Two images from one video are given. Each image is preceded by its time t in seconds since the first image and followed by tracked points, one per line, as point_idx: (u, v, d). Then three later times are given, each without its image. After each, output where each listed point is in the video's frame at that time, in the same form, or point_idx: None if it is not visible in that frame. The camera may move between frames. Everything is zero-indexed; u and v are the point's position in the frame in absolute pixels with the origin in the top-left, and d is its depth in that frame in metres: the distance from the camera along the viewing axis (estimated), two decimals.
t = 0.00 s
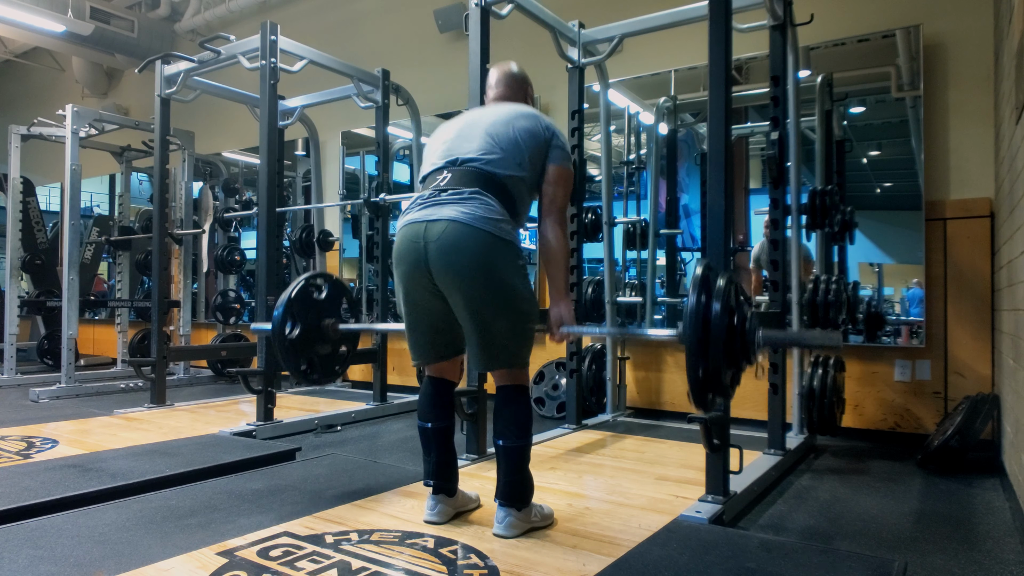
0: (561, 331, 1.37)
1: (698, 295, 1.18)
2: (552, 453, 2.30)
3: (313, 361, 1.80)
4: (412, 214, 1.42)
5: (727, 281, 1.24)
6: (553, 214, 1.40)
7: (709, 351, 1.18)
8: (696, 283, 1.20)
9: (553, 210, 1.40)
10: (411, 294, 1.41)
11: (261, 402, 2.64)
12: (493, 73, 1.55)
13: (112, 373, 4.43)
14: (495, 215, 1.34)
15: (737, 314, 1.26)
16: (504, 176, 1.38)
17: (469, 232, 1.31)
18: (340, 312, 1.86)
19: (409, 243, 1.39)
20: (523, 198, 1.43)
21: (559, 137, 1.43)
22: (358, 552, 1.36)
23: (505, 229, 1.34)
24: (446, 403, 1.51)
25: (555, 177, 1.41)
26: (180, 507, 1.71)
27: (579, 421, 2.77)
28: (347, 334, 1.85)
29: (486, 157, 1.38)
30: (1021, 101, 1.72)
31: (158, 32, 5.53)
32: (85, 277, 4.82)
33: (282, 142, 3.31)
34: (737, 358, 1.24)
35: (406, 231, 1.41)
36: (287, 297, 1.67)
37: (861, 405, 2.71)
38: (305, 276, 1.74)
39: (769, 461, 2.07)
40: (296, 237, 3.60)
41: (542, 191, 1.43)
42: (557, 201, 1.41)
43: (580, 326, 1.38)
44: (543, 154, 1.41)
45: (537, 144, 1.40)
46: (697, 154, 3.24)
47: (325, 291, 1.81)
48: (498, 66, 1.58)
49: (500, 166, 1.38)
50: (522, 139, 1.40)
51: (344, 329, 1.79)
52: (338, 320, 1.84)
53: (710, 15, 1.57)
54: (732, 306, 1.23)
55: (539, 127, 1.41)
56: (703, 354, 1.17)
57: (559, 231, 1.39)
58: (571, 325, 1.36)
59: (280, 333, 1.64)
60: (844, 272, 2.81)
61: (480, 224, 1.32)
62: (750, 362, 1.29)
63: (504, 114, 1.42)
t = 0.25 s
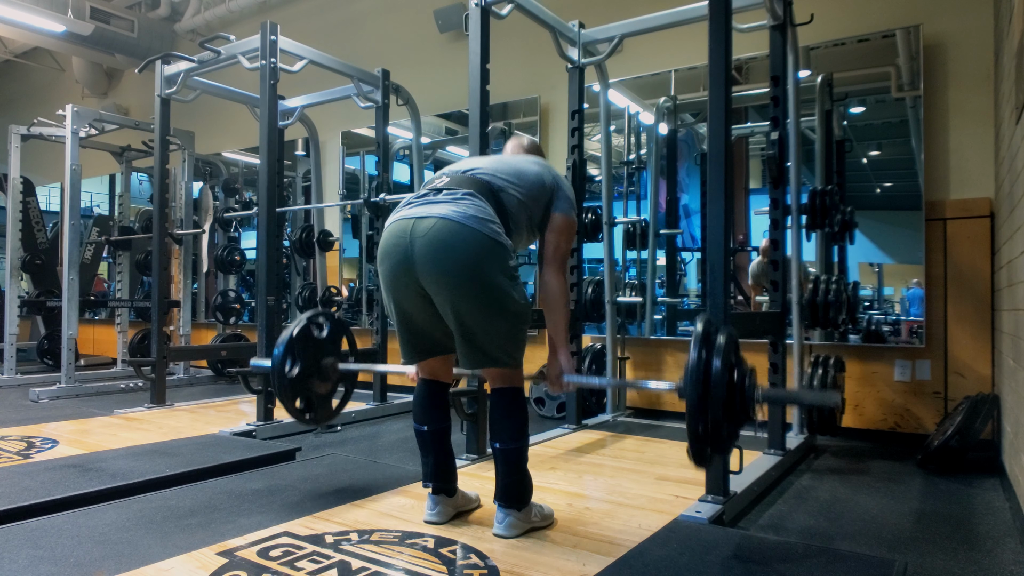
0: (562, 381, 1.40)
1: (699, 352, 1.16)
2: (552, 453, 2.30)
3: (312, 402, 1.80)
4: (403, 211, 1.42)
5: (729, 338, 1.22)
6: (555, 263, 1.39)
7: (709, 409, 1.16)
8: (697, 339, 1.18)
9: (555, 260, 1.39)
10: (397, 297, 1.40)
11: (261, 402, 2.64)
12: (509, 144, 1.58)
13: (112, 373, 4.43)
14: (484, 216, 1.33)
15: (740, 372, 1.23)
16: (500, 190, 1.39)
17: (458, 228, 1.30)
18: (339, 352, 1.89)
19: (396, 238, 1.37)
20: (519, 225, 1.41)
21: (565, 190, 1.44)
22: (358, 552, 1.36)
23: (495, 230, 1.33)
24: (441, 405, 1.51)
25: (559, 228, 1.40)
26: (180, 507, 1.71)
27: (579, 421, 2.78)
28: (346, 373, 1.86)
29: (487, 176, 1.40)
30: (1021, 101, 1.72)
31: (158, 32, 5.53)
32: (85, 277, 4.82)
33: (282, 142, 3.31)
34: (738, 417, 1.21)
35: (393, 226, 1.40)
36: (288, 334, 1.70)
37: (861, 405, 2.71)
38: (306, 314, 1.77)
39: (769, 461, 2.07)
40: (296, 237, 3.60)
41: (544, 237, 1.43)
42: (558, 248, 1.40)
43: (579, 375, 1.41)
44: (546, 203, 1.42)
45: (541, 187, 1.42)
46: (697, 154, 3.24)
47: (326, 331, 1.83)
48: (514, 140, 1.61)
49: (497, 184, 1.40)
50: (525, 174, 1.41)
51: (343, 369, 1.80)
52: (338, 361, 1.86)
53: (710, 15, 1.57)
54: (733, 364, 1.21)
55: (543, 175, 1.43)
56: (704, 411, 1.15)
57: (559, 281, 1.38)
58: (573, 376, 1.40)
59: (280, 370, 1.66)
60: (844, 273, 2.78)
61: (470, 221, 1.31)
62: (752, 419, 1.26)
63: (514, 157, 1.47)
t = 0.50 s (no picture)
0: (561, 449, 1.36)
1: (699, 431, 1.21)
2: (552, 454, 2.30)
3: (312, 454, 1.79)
4: (403, 222, 1.42)
5: (731, 414, 1.26)
6: (553, 326, 1.38)
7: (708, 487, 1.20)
8: (697, 417, 1.23)
9: (554, 324, 1.39)
10: (394, 310, 1.39)
11: (261, 402, 2.64)
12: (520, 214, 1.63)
13: (112, 373, 4.43)
14: (482, 228, 1.33)
15: (741, 450, 1.27)
16: (501, 214, 1.41)
17: (456, 239, 1.29)
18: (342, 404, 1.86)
19: (390, 248, 1.37)
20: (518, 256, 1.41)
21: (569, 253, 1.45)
22: (358, 552, 1.36)
23: (494, 241, 1.31)
24: (440, 404, 1.50)
25: (559, 290, 1.41)
26: (180, 507, 1.71)
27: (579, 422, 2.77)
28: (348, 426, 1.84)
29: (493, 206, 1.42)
30: (1020, 100, 1.72)
31: (158, 32, 5.53)
32: (85, 277, 4.82)
33: (282, 142, 3.31)
34: (736, 491, 1.27)
35: (388, 234, 1.39)
36: (289, 389, 1.70)
37: (861, 405, 2.71)
38: (307, 368, 1.76)
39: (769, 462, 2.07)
40: (296, 237, 3.60)
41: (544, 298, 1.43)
42: (558, 311, 1.40)
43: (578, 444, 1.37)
44: (551, 253, 1.44)
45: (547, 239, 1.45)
46: (697, 154, 3.24)
47: (326, 384, 1.81)
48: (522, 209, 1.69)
49: (500, 212, 1.41)
50: (530, 222, 1.45)
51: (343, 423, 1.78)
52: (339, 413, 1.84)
53: (710, 15, 1.57)
54: (733, 441, 1.25)
55: (546, 230, 1.46)
56: (703, 488, 1.20)
57: (558, 347, 1.38)
58: (572, 444, 1.35)
59: (279, 424, 1.66)
60: (844, 273, 2.77)
61: (468, 232, 1.30)
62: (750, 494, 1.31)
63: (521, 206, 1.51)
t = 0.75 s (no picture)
0: (561, 453, 1.36)
1: (700, 436, 1.19)
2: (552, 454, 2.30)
3: (311, 461, 1.80)
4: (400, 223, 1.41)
5: (732, 418, 1.24)
6: (553, 332, 1.39)
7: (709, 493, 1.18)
8: (698, 422, 1.21)
9: (554, 330, 1.40)
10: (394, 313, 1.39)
11: (261, 402, 2.64)
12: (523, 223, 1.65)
13: (112, 373, 4.43)
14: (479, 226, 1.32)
15: (742, 455, 1.25)
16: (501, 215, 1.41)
17: (456, 240, 1.29)
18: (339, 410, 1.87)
19: (390, 250, 1.36)
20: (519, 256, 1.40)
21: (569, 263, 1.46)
22: (358, 552, 1.36)
23: (494, 241, 1.31)
24: (442, 404, 1.50)
25: (560, 297, 1.42)
26: (180, 507, 1.71)
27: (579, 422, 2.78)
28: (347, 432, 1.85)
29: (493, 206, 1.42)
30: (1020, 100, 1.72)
31: (158, 32, 5.53)
32: (85, 277, 4.82)
33: (282, 142, 3.31)
34: (738, 498, 1.25)
35: (388, 237, 1.39)
36: (287, 398, 1.70)
37: (861, 405, 2.71)
38: (304, 375, 1.77)
39: (769, 462, 2.07)
40: (296, 237, 3.60)
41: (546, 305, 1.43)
42: (560, 318, 1.41)
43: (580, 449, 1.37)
44: (551, 262, 1.44)
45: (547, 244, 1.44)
46: (697, 154, 3.24)
47: (323, 392, 1.82)
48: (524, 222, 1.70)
49: (500, 213, 1.41)
50: (532, 225, 1.45)
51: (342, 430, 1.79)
52: (337, 421, 1.85)
53: (710, 15, 1.57)
54: (735, 445, 1.23)
55: (549, 237, 1.46)
56: (704, 495, 1.18)
57: (558, 352, 1.38)
58: (573, 448, 1.36)
59: (278, 433, 1.66)
60: (844, 272, 2.77)
61: (469, 233, 1.30)
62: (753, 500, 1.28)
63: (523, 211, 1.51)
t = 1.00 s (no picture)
0: (567, 401, 1.41)
1: (701, 375, 1.21)
2: (552, 453, 2.30)
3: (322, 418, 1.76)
4: (400, 221, 1.40)
5: (733, 359, 1.26)
6: (558, 283, 1.39)
7: (713, 431, 1.19)
8: (700, 363, 1.23)
9: (558, 280, 1.39)
10: (402, 307, 1.40)
11: (261, 402, 2.64)
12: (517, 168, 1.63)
13: (112, 373, 4.43)
14: (483, 219, 1.32)
15: (744, 393, 1.27)
16: (499, 191, 1.40)
17: (459, 237, 1.29)
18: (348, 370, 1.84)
19: (395, 249, 1.36)
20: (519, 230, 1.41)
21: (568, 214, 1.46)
22: (358, 552, 1.36)
23: (496, 233, 1.32)
24: (445, 404, 1.50)
25: (562, 247, 1.41)
26: (180, 507, 1.71)
27: (579, 422, 2.78)
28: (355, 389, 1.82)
29: (489, 183, 1.41)
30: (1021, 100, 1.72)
31: (158, 32, 5.53)
32: (85, 277, 4.82)
33: (282, 142, 3.31)
34: (741, 438, 1.26)
35: (392, 236, 1.39)
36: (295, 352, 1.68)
37: (861, 405, 2.71)
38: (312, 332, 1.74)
39: (769, 462, 2.07)
40: (296, 237, 3.60)
41: (548, 257, 1.43)
42: (563, 269, 1.40)
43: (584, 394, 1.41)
44: (549, 219, 1.43)
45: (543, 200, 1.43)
46: (697, 154, 3.24)
47: (332, 348, 1.79)
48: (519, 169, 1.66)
49: (495, 187, 1.40)
50: (527, 184, 1.44)
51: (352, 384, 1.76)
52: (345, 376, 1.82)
53: (710, 15, 1.58)
54: (736, 386, 1.25)
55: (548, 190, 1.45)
56: (708, 430, 1.19)
57: (563, 302, 1.37)
58: (579, 395, 1.40)
59: (286, 385, 1.64)
60: (844, 272, 2.77)
61: (472, 228, 1.30)
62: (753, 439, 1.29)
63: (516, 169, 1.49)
